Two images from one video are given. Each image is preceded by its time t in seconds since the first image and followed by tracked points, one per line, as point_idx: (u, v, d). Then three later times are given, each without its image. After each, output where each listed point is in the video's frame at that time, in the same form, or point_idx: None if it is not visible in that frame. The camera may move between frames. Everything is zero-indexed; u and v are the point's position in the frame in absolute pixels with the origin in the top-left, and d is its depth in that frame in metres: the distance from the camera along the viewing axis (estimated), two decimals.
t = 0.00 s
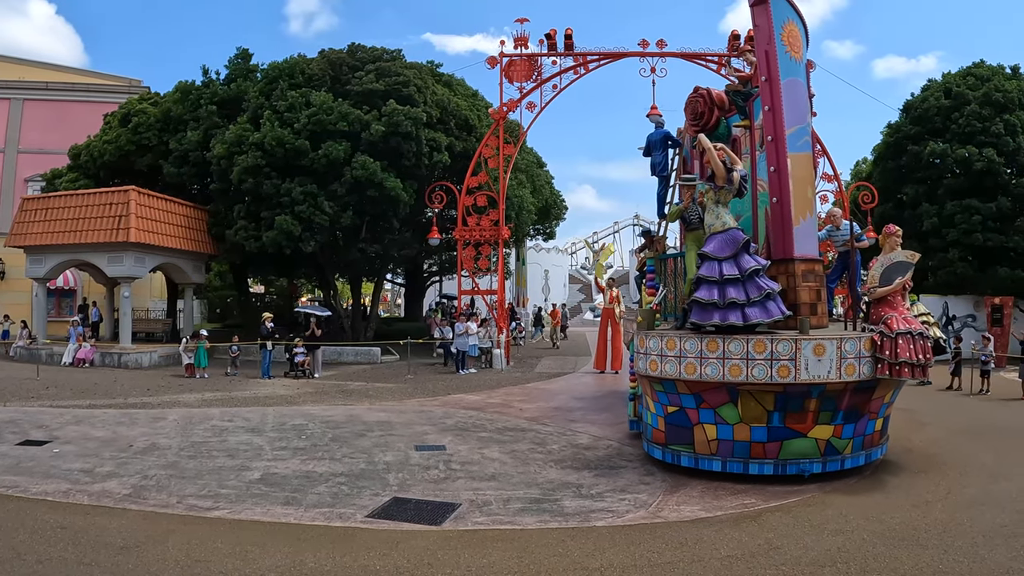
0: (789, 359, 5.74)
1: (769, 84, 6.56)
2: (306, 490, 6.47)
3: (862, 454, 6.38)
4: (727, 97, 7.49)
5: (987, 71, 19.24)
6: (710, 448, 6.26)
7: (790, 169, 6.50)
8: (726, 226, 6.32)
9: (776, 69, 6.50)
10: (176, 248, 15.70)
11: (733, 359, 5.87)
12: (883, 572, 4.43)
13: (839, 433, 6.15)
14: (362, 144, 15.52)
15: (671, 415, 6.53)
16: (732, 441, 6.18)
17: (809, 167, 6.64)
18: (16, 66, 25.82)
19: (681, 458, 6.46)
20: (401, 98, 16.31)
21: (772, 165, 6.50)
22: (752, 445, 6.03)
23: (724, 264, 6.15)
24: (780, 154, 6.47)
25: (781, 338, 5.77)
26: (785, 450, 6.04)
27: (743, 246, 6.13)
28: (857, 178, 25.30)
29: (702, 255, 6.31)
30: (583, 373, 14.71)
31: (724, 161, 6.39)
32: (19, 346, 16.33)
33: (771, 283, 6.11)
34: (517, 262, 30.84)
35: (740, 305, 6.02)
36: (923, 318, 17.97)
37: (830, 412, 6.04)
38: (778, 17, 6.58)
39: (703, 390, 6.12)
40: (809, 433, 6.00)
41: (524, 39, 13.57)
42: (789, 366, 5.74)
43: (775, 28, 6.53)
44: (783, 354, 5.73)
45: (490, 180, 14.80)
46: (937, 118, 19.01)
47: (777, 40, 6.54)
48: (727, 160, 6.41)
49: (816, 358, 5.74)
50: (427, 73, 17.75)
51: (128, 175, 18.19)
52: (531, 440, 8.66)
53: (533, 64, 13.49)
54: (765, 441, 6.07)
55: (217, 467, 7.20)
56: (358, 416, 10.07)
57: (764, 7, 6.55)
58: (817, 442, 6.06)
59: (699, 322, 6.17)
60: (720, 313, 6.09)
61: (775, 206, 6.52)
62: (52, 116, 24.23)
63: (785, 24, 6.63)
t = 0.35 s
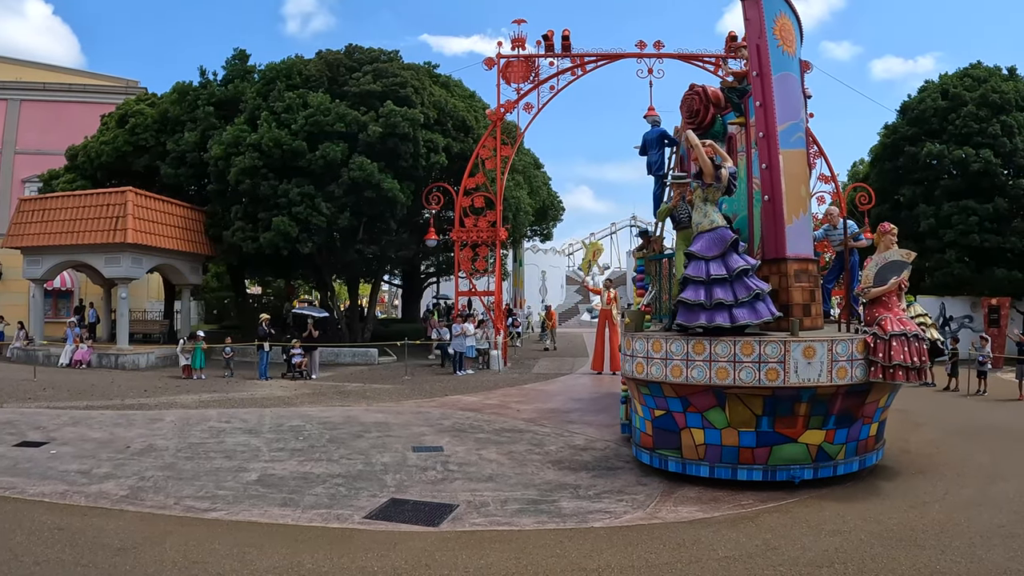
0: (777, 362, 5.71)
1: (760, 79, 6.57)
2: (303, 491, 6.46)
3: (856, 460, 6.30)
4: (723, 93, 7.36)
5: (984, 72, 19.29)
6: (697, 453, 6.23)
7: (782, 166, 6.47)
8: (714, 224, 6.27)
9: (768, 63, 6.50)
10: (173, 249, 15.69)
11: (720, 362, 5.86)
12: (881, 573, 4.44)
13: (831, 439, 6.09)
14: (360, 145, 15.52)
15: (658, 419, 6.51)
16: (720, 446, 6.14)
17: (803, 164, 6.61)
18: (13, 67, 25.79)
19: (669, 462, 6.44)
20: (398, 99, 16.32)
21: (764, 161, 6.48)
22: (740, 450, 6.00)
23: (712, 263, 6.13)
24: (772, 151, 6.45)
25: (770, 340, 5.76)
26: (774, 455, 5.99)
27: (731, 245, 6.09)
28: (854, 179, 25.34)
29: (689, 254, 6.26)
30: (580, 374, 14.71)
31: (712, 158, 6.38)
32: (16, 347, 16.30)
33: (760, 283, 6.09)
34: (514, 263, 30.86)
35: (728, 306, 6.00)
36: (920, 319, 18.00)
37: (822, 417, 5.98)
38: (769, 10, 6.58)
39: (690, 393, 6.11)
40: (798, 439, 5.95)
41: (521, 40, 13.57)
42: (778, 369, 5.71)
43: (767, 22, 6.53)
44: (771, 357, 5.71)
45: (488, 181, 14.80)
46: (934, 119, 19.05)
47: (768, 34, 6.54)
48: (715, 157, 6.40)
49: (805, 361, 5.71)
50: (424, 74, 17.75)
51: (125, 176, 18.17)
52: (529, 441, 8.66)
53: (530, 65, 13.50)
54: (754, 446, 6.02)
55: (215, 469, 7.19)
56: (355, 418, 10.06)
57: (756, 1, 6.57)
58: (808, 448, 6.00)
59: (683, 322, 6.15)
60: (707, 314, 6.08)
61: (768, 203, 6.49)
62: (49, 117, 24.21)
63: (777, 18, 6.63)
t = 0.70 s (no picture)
0: (761, 364, 5.60)
1: (748, 74, 6.58)
2: (301, 492, 6.46)
3: (847, 465, 6.15)
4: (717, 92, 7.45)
5: (981, 72, 19.34)
6: (681, 458, 6.12)
7: (770, 162, 6.47)
8: (697, 222, 6.17)
9: (754, 58, 6.51)
10: (170, 250, 15.67)
11: (703, 364, 5.76)
12: (878, 573, 4.45)
13: (819, 443, 5.95)
14: (357, 146, 15.50)
15: (642, 422, 6.40)
16: (704, 451, 6.03)
17: (791, 159, 6.59)
18: (10, 67, 25.74)
19: (653, 467, 6.34)
20: (396, 100, 16.33)
21: (751, 158, 6.49)
22: (724, 455, 5.87)
23: (694, 263, 6.02)
24: (760, 147, 6.44)
25: (753, 342, 5.64)
26: (759, 460, 5.87)
27: (714, 243, 6.01)
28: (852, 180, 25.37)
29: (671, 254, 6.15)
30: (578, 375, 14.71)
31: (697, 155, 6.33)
32: (13, 348, 16.28)
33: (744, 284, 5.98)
34: (512, 263, 30.87)
35: (711, 307, 5.88)
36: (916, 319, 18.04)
37: (810, 421, 5.82)
38: (757, 4, 6.58)
39: (672, 397, 6.00)
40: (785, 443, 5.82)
41: (518, 41, 13.58)
42: (762, 371, 5.60)
43: (754, 16, 6.54)
44: (755, 359, 5.61)
45: (485, 181, 14.78)
46: (932, 119, 19.07)
47: (755, 27, 6.55)
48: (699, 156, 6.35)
49: (790, 363, 5.60)
50: (422, 75, 17.75)
51: (122, 177, 18.15)
52: (526, 441, 8.67)
53: (527, 65, 13.50)
54: (739, 451, 5.89)
55: (212, 470, 7.19)
56: (352, 418, 10.06)
57: None
58: (795, 453, 5.87)
59: (666, 323, 6.01)
60: (689, 315, 5.94)
61: (755, 201, 6.48)
62: (46, 118, 24.18)
63: (765, 11, 6.61)
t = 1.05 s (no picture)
0: (741, 366, 5.53)
1: (734, 68, 6.55)
2: (299, 493, 6.46)
3: (833, 471, 6.04)
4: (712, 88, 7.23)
5: (979, 72, 19.38)
6: (661, 461, 6.07)
7: (755, 158, 6.45)
8: (677, 220, 6.04)
9: (740, 52, 6.48)
10: (168, 251, 15.67)
11: (681, 366, 5.70)
12: (876, 572, 4.46)
13: (803, 448, 5.86)
14: (355, 146, 15.50)
15: (622, 425, 6.34)
16: (684, 454, 5.97)
17: (779, 155, 6.55)
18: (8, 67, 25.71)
19: (633, 470, 6.29)
20: (394, 100, 16.32)
21: (737, 154, 6.47)
22: (704, 459, 5.81)
23: (673, 262, 5.90)
24: (745, 143, 6.41)
25: (732, 343, 5.57)
26: (740, 465, 5.80)
27: (693, 242, 5.88)
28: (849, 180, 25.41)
29: (649, 252, 6.05)
30: (576, 375, 14.73)
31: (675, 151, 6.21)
32: (11, 348, 16.27)
33: (725, 283, 5.84)
34: (510, 264, 30.89)
35: (689, 307, 5.80)
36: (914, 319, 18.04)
37: (792, 424, 5.75)
38: None
39: (651, 399, 5.95)
40: (766, 447, 5.74)
41: (516, 41, 13.57)
42: (741, 373, 5.54)
43: (739, 9, 6.51)
44: (734, 361, 5.54)
45: (482, 182, 14.76)
46: (929, 119, 19.10)
47: (740, 21, 6.53)
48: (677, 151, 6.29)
49: (771, 365, 5.55)
50: (419, 75, 17.77)
51: (120, 178, 18.14)
52: (524, 442, 8.68)
53: (525, 66, 13.51)
54: (720, 455, 5.82)
55: (210, 470, 7.19)
56: (350, 419, 10.07)
57: None
58: (777, 457, 5.79)
59: (643, 323, 5.97)
60: (667, 315, 5.89)
61: (741, 198, 6.46)
62: (44, 118, 24.17)
63: (750, 3, 6.58)
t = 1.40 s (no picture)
0: (718, 367, 5.42)
1: (719, 61, 6.43)
2: (297, 493, 6.46)
3: (818, 476, 5.84)
4: (706, 83, 7.05)
5: (977, 72, 19.40)
6: (640, 464, 5.98)
7: (742, 154, 6.30)
8: (657, 217, 5.98)
9: (725, 44, 6.36)
10: (167, 251, 15.66)
11: (657, 366, 5.62)
12: (874, 572, 4.47)
13: (786, 452, 5.68)
14: (353, 146, 15.50)
15: (602, 426, 6.28)
16: (663, 457, 5.87)
17: (766, 149, 6.38)
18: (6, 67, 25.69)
19: (613, 472, 6.22)
20: (391, 100, 16.31)
21: (722, 149, 6.35)
22: (682, 462, 5.70)
23: (652, 260, 5.85)
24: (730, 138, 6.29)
25: (710, 343, 5.46)
26: (720, 468, 5.66)
27: (672, 239, 5.82)
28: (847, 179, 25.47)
29: (629, 250, 5.99)
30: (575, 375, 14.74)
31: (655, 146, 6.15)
32: (9, 349, 16.24)
33: (704, 282, 5.78)
34: (508, 264, 30.91)
35: (667, 306, 5.73)
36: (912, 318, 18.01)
37: (773, 428, 5.59)
38: None
39: (628, 399, 5.87)
40: (746, 451, 5.58)
41: (514, 41, 13.58)
42: (719, 374, 5.42)
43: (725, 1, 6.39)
44: (711, 361, 5.43)
45: (480, 182, 14.74)
46: (927, 119, 19.12)
47: (726, 13, 6.40)
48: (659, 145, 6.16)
49: (750, 366, 5.40)
50: (417, 75, 17.77)
51: (118, 178, 18.12)
52: (522, 441, 8.68)
53: (523, 66, 13.51)
54: (699, 458, 5.70)
55: (208, 471, 7.18)
56: (348, 419, 10.06)
57: None
58: (758, 461, 5.63)
59: (620, 322, 5.90)
60: (644, 314, 5.82)
61: (727, 194, 6.35)
62: (42, 119, 24.15)
63: None
